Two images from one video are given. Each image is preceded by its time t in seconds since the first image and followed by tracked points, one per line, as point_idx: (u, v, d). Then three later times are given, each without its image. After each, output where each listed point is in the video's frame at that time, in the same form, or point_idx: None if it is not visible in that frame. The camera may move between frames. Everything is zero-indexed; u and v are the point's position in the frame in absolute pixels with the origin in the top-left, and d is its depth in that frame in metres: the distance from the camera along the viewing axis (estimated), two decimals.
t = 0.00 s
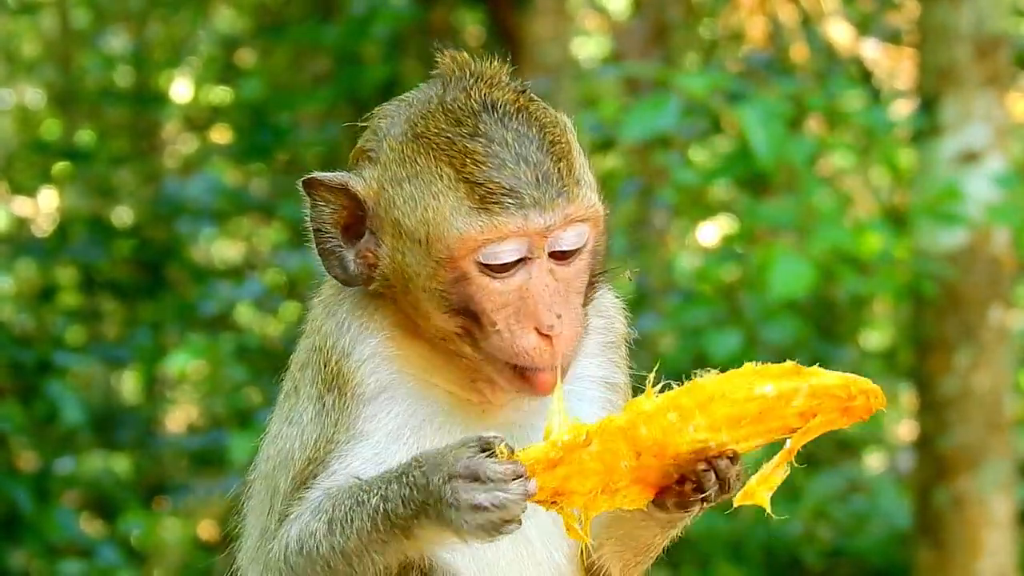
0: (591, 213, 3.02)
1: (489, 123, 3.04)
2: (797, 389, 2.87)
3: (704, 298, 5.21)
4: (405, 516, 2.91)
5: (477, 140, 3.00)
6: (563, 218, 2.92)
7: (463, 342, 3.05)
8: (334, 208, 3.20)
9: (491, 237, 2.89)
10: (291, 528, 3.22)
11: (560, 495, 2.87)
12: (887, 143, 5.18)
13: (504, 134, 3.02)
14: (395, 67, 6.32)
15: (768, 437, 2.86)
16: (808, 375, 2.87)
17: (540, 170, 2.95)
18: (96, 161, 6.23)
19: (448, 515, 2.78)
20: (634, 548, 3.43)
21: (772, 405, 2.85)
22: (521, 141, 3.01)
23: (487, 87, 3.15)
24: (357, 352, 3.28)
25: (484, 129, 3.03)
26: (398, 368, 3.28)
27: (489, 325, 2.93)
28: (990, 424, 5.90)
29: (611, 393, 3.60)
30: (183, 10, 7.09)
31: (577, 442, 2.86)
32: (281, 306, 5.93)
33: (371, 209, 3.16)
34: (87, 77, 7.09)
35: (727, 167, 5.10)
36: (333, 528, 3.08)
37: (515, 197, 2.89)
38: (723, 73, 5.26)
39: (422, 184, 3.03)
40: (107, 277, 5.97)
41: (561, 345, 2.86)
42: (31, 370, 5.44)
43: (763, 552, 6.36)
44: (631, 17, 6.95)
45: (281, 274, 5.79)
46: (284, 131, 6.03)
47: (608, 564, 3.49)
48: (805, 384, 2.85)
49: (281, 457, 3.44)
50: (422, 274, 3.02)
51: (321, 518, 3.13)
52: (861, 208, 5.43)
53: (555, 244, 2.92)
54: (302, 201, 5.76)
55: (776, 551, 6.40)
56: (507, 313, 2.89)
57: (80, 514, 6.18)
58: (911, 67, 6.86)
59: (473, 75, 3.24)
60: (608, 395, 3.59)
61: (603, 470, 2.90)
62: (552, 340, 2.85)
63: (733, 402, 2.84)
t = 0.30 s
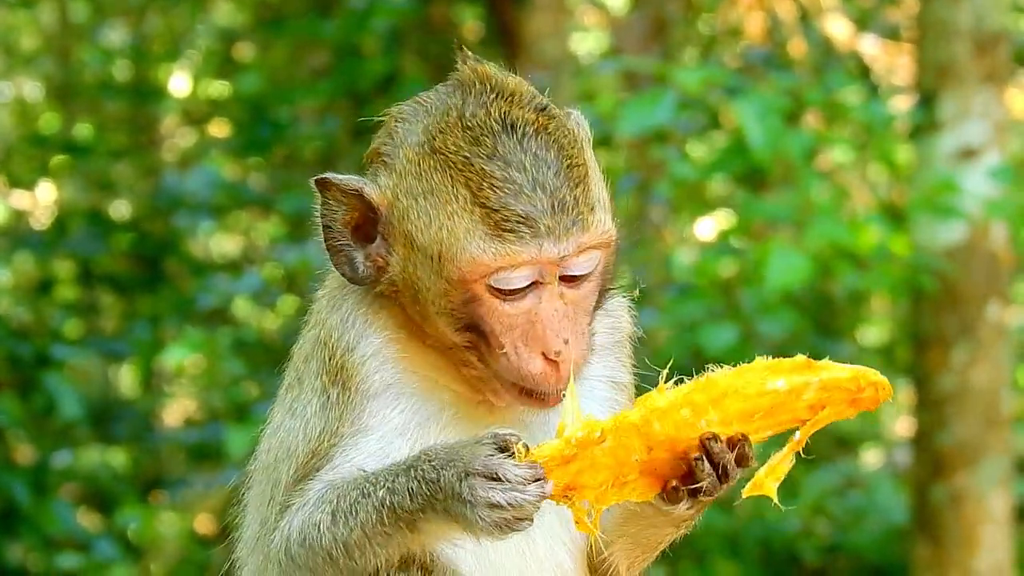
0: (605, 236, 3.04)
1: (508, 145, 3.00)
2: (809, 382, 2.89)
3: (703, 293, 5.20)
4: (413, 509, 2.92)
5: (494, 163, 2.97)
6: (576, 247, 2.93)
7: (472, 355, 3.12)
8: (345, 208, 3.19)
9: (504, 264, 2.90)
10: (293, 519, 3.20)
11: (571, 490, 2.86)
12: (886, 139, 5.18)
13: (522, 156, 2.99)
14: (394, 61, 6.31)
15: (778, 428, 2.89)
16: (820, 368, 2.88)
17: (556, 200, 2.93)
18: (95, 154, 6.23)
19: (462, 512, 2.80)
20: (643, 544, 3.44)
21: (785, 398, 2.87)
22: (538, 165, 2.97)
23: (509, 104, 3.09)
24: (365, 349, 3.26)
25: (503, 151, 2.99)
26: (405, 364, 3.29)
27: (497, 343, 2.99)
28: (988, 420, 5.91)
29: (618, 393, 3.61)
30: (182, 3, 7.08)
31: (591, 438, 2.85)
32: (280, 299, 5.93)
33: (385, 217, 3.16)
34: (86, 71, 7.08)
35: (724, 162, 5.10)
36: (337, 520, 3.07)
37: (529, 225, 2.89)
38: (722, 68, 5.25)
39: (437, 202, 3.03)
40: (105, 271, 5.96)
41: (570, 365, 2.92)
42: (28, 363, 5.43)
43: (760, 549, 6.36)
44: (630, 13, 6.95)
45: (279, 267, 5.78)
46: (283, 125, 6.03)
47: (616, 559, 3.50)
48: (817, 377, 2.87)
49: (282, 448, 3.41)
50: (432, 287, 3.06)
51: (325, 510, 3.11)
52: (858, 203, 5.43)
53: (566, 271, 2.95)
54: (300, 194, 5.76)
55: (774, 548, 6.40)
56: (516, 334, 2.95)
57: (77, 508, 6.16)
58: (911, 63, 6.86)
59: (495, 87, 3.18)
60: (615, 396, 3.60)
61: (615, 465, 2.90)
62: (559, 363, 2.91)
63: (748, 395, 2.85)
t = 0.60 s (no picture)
0: (604, 238, 2.96)
1: (490, 164, 2.94)
2: (786, 303, 2.95)
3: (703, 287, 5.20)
4: (416, 483, 2.95)
5: (478, 185, 2.91)
6: (572, 254, 2.86)
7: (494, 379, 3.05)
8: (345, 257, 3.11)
9: (502, 283, 2.85)
10: (294, 509, 3.20)
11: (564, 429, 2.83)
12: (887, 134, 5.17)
13: (506, 174, 2.92)
14: (395, 56, 6.31)
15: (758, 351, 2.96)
16: (796, 290, 2.95)
17: (544, 209, 2.87)
18: (96, 148, 6.23)
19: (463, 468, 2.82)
20: (637, 493, 3.46)
21: (767, 322, 2.93)
22: (522, 180, 2.91)
23: (488, 125, 3.02)
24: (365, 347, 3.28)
25: (486, 170, 2.93)
26: (408, 378, 3.20)
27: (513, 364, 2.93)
28: (988, 416, 5.90)
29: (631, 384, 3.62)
30: None
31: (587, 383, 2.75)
32: (281, 293, 5.94)
33: (387, 253, 3.08)
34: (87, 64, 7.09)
35: (721, 149, 5.09)
36: (339, 504, 3.07)
37: (519, 240, 2.83)
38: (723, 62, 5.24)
39: (429, 232, 2.96)
40: (105, 265, 5.96)
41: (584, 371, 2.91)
42: (29, 357, 5.44)
43: (760, 544, 6.36)
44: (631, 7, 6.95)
45: (280, 261, 5.79)
46: (284, 119, 6.02)
47: (612, 511, 3.50)
48: (796, 298, 2.93)
49: (285, 447, 3.42)
50: (441, 315, 2.99)
51: (327, 495, 3.12)
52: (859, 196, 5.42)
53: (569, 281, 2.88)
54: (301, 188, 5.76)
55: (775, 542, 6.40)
56: (526, 349, 2.89)
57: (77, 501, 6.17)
58: (912, 58, 6.86)
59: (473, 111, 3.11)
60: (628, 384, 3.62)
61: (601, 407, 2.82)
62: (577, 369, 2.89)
63: (732, 323, 2.91)
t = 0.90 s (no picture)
0: (568, 208, 2.93)
1: (444, 149, 2.96)
2: (749, 239, 3.02)
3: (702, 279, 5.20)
4: (413, 481, 2.94)
5: (432, 171, 2.93)
6: (529, 222, 2.85)
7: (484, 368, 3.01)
8: (335, 271, 3.13)
9: (464, 260, 2.84)
10: (297, 509, 3.20)
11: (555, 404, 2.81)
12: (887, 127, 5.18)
13: (464, 157, 2.93)
14: (396, 46, 6.30)
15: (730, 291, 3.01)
16: (757, 225, 3.01)
17: (497, 183, 2.87)
18: (98, 138, 6.23)
19: (468, 463, 2.80)
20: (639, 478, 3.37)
21: (734, 263, 2.99)
22: (477, 159, 2.92)
23: (442, 115, 3.04)
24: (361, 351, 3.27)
25: (440, 155, 2.95)
26: (409, 385, 3.17)
27: (492, 343, 2.89)
28: (989, 407, 5.90)
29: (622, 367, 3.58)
30: None
31: (571, 351, 2.75)
32: (283, 284, 5.94)
33: (368, 258, 3.08)
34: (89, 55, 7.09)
35: (721, 138, 5.07)
36: (338, 502, 3.07)
37: (474, 213, 2.83)
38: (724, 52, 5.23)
39: (395, 228, 2.97)
40: (107, 255, 5.97)
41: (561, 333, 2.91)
42: (31, 346, 5.45)
43: (761, 536, 6.34)
44: None
45: (281, 251, 5.79)
46: (285, 109, 6.03)
47: (617, 498, 3.42)
48: (755, 233, 3.00)
49: (292, 449, 3.44)
50: (420, 310, 2.97)
51: (326, 495, 3.12)
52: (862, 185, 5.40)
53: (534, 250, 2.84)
54: (302, 178, 5.76)
55: (776, 534, 6.40)
56: (504, 323, 2.84)
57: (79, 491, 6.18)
58: (914, 49, 6.84)
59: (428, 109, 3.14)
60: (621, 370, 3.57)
61: (591, 373, 2.87)
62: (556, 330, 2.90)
63: (704, 268, 2.96)
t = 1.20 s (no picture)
0: (565, 195, 2.94)
1: (441, 134, 2.96)
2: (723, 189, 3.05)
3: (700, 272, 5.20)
4: (417, 475, 2.91)
5: (429, 155, 2.93)
6: (521, 205, 2.86)
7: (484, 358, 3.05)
8: (336, 244, 3.09)
9: (457, 244, 2.87)
10: (302, 496, 3.18)
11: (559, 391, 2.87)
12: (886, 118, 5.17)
13: (460, 141, 2.94)
14: (397, 38, 6.30)
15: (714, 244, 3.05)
16: (729, 174, 3.05)
17: (490, 164, 2.89)
18: (98, 128, 6.22)
19: (473, 458, 2.78)
20: (648, 434, 3.33)
21: (714, 217, 3.04)
22: (473, 143, 2.93)
23: (446, 104, 3.04)
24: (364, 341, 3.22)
25: (438, 141, 2.95)
26: (414, 376, 3.17)
27: (490, 335, 2.93)
28: (989, 401, 5.90)
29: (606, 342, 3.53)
30: None
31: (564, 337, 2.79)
32: (282, 275, 5.94)
33: (372, 245, 3.07)
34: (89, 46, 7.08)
35: (720, 129, 5.06)
36: (343, 492, 3.05)
37: (466, 196, 2.86)
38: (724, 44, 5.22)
39: (395, 217, 2.98)
40: (106, 246, 5.97)
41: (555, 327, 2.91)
42: (30, 337, 5.45)
43: (761, 530, 6.31)
44: None
45: (281, 242, 5.78)
46: (286, 100, 6.03)
47: (628, 456, 3.40)
48: (730, 181, 3.04)
49: (298, 434, 3.41)
50: (420, 297, 2.99)
51: (330, 484, 3.09)
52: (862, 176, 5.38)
53: (528, 238, 2.86)
54: (302, 169, 5.76)
55: (775, 528, 6.40)
56: (498, 316, 2.88)
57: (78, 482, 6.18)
58: (914, 43, 6.84)
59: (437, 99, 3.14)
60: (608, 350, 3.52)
61: (588, 350, 2.86)
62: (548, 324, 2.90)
63: (691, 231, 2.99)
